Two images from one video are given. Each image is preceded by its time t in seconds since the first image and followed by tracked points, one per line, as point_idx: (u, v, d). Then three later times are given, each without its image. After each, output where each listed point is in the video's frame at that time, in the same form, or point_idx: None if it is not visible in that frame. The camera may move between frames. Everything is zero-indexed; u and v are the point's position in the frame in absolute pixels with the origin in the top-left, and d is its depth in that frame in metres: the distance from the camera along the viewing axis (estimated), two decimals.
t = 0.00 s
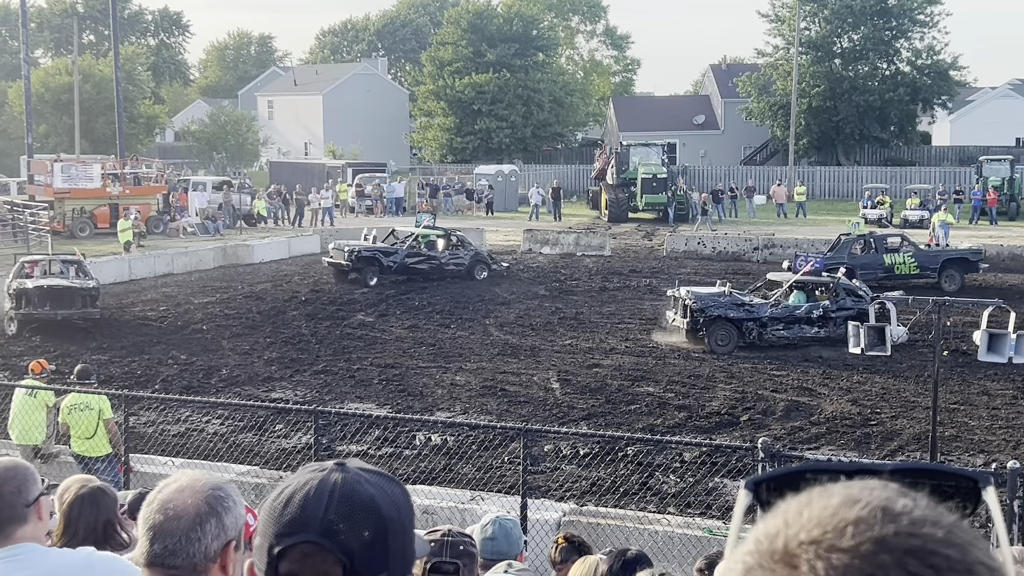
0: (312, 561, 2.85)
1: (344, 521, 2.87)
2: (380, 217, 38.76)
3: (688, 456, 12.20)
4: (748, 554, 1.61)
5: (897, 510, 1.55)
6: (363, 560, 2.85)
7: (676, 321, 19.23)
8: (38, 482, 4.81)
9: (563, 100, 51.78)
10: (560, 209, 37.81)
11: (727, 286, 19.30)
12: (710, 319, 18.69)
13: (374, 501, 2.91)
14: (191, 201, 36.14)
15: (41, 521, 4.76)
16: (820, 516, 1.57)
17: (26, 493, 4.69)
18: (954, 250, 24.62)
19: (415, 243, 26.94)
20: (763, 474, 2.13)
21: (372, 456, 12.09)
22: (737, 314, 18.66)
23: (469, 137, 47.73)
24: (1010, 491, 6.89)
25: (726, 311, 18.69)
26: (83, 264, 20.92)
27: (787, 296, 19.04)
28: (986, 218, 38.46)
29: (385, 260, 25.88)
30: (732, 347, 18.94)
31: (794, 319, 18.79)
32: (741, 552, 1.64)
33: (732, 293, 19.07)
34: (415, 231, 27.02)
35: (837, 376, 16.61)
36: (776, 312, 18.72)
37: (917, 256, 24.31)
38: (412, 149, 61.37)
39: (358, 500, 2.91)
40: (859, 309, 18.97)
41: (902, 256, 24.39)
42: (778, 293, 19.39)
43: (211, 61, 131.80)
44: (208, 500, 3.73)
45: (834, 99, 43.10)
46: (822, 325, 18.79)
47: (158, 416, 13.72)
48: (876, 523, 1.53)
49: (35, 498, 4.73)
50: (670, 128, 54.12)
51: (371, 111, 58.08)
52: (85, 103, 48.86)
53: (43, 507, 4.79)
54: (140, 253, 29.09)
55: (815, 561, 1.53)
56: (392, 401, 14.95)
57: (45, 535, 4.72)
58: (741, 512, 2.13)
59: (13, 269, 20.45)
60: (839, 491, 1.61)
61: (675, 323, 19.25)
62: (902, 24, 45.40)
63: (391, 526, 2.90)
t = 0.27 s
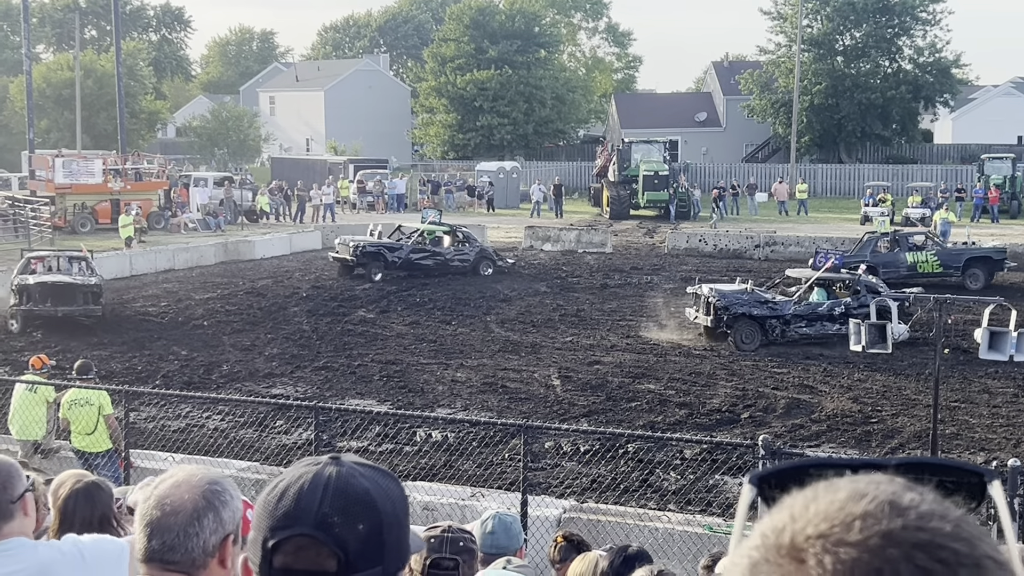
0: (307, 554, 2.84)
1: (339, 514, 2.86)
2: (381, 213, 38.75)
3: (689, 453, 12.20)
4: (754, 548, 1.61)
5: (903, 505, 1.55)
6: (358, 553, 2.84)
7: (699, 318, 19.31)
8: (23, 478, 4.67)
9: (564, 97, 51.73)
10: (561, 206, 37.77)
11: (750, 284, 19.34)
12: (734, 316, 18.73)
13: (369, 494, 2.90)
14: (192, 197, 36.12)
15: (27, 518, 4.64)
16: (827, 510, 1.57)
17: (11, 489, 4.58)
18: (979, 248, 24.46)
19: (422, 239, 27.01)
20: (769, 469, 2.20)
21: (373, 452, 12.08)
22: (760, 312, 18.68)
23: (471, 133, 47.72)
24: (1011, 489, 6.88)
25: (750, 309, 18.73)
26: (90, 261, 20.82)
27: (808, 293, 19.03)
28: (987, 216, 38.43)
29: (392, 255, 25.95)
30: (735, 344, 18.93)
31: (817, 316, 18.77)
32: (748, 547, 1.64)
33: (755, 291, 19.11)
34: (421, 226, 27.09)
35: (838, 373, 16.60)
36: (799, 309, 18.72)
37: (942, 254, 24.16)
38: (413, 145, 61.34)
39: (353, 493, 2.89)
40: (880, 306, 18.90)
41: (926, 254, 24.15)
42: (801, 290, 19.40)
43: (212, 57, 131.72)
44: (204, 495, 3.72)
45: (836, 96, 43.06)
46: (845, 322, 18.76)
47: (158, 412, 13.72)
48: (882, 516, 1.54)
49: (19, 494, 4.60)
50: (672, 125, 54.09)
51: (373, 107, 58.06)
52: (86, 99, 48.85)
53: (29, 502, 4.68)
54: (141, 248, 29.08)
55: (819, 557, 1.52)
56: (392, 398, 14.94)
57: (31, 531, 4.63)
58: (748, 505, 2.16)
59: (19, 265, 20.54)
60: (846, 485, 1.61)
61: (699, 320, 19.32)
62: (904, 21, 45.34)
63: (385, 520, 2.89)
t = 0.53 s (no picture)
0: (303, 548, 2.84)
1: (335, 509, 2.85)
2: (380, 210, 38.78)
3: (687, 450, 12.22)
4: (758, 554, 1.63)
5: (907, 510, 1.57)
6: (355, 548, 2.83)
7: (721, 315, 19.28)
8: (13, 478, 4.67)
9: (564, 94, 51.74)
10: (561, 203, 37.77)
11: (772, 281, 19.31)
12: (757, 314, 18.72)
13: (364, 490, 2.90)
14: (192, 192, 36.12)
15: (18, 515, 4.63)
16: (831, 516, 1.59)
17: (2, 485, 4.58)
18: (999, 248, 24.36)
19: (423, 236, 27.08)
20: (771, 474, 2.16)
21: (371, 449, 12.08)
22: (784, 310, 18.68)
23: (470, 130, 47.73)
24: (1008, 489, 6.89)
25: (774, 306, 18.70)
26: (95, 257, 20.60)
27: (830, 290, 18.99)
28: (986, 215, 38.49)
29: (393, 251, 25.99)
30: (732, 341, 18.97)
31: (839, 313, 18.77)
32: (752, 552, 1.65)
33: (778, 287, 19.07)
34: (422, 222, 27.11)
35: (836, 371, 16.61)
36: (822, 306, 18.70)
37: (961, 253, 24.10)
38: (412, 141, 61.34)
39: (348, 488, 2.90)
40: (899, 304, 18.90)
41: (946, 254, 24.18)
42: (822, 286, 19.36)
43: (212, 52, 131.67)
44: (200, 491, 3.73)
45: (835, 94, 43.08)
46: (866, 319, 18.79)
47: (157, 407, 13.72)
48: (887, 522, 1.55)
49: (10, 491, 4.62)
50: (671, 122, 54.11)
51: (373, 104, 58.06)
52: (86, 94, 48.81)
53: (20, 500, 4.67)
54: (140, 244, 29.08)
55: (824, 563, 1.54)
56: (391, 394, 14.95)
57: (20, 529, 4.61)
58: (750, 508, 2.15)
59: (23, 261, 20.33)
60: (849, 491, 1.63)
61: (720, 317, 19.30)
62: (904, 20, 45.34)
63: (381, 514, 2.89)
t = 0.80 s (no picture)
0: (304, 537, 2.82)
1: (336, 498, 2.84)
2: (380, 206, 38.78)
3: (686, 446, 12.22)
4: (766, 543, 1.63)
5: (914, 501, 1.56)
6: (355, 536, 2.82)
7: (744, 312, 19.44)
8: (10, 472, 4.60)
9: (564, 91, 51.70)
10: (561, 200, 37.74)
11: (795, 277, 19.43)
12: (779, 310, 18.82)
13: (365, 480, 2.88)
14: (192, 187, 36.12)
15: (16, 508, 4.62)
16: (839, 504, 1.59)
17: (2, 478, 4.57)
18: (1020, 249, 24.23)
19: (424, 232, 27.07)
20: (781, 467, 2.17)
21: (370, 444, 12.08)
22: (805, 305, 18.76)
23: (471, 127, 47.72)
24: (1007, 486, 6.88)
25: (796, 302, 18.79)
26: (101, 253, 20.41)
27: (851, 285, 19.04)
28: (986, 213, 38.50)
29: (393, 248, 26.00)
30: (732, 338, 18.97)
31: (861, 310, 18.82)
32: (758, 545, 1.65)
33: (800, 284, 19.17)
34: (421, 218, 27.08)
35: (836, 369, 16.62)
36: (844, 302, 18.75)
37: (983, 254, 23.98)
38: (413, 137, 61.32)
39: (348, 478, 2.88)
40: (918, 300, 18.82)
41: (966, 253, 24.02)
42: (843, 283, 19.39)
43: (213, 47, 131.57)
44: (198, 484, 3.72)
45: (836, 92, 43.09)
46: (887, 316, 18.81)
47: (156, 402, 13.73)
48: (893, 512, 1.55)
49: (6, 483, 4.56)
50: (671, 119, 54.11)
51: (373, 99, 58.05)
52: (86, 89, 48.80)
53: (18, 494, 4.66)
54: (140, 239, 29.08)
55: (831, 552, 1.55)
56: (390, 390, 14.95)
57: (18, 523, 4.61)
58: (757, 499, 2.15)
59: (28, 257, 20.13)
60: (857, 480, 1.63)
61: (743, 314, 19.47)
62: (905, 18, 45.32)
63: (381, 504, 2.88)
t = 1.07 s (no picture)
0: (316, 531, 2.80)
1: (348, 493, 2.81)
2: (378, 202, 38.73)
3: (685, 444, 12.21)
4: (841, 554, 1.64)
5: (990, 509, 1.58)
6: (366, 531, 2.79)
7: (765, 307, 19.51)
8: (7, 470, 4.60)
9: (563, 88, 51.66)
10: (559, 197, 37.70)
11: (816, 274, 19.49)
12: (799, 306, 18.88)
13: (378, 476, 2.86)
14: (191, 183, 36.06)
15: (11, 504, 4.61)
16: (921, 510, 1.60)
17: None
18: None
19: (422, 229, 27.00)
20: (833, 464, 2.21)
21: (368, 441, 12.07)
22: (826, 302, 18.81)
23: (469, 124, 47.68)
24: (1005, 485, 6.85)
25: (816, 298, 18.86)
26: (107, 249, 20.10)
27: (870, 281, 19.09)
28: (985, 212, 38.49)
29: (391, 245, 25.92)
30: (731, 336, 18.96)
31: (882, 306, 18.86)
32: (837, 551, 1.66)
33: (821, 280, 19.22)
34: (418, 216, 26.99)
35: (835, 367, 16.62)
36: (865, 299, 18.79)
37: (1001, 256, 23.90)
38: (411, 135, 61.27)
39: (361, 473, 2.86)
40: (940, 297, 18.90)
41: (983, 254, 23.99)
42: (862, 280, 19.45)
43: (212, 44, 131.40)
44: (196, 480, 3.70)
45: (834, 90, 43.07)
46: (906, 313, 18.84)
47: (155, 398, 13.71)
48: (951, 515, 1.58)
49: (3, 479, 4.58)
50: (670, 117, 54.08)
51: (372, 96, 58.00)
52: (85, 84, 48.74)
53: (14, 490, 4.65)
54: (138, 235, 29.04)
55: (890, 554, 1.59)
56: (389, 387, 14.94)
57: (14, 518, 4.60)
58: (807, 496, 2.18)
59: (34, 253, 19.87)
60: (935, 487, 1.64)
61: (764, 310, 19.54)
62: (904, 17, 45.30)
63: (393, 499, 2.84)
